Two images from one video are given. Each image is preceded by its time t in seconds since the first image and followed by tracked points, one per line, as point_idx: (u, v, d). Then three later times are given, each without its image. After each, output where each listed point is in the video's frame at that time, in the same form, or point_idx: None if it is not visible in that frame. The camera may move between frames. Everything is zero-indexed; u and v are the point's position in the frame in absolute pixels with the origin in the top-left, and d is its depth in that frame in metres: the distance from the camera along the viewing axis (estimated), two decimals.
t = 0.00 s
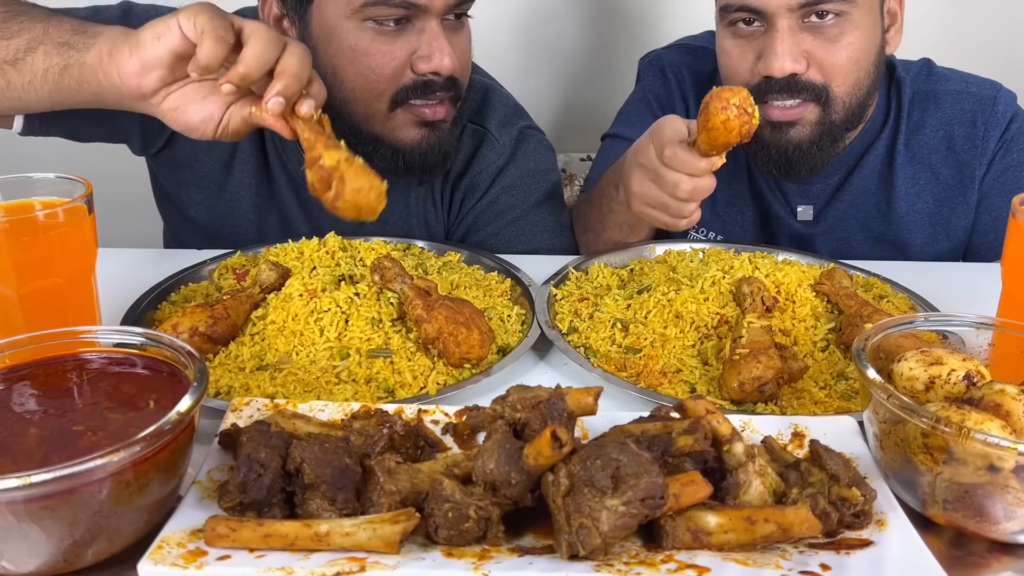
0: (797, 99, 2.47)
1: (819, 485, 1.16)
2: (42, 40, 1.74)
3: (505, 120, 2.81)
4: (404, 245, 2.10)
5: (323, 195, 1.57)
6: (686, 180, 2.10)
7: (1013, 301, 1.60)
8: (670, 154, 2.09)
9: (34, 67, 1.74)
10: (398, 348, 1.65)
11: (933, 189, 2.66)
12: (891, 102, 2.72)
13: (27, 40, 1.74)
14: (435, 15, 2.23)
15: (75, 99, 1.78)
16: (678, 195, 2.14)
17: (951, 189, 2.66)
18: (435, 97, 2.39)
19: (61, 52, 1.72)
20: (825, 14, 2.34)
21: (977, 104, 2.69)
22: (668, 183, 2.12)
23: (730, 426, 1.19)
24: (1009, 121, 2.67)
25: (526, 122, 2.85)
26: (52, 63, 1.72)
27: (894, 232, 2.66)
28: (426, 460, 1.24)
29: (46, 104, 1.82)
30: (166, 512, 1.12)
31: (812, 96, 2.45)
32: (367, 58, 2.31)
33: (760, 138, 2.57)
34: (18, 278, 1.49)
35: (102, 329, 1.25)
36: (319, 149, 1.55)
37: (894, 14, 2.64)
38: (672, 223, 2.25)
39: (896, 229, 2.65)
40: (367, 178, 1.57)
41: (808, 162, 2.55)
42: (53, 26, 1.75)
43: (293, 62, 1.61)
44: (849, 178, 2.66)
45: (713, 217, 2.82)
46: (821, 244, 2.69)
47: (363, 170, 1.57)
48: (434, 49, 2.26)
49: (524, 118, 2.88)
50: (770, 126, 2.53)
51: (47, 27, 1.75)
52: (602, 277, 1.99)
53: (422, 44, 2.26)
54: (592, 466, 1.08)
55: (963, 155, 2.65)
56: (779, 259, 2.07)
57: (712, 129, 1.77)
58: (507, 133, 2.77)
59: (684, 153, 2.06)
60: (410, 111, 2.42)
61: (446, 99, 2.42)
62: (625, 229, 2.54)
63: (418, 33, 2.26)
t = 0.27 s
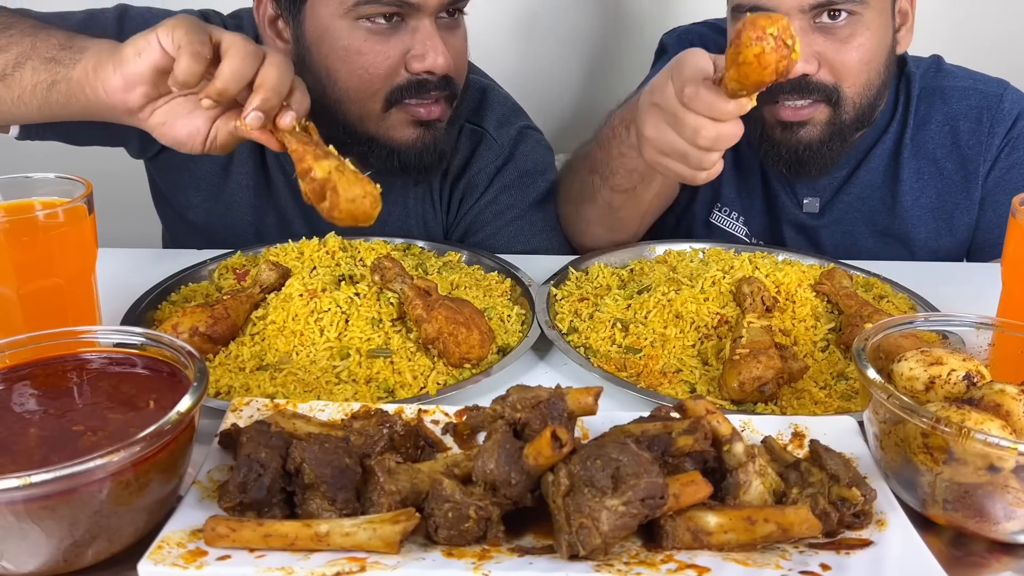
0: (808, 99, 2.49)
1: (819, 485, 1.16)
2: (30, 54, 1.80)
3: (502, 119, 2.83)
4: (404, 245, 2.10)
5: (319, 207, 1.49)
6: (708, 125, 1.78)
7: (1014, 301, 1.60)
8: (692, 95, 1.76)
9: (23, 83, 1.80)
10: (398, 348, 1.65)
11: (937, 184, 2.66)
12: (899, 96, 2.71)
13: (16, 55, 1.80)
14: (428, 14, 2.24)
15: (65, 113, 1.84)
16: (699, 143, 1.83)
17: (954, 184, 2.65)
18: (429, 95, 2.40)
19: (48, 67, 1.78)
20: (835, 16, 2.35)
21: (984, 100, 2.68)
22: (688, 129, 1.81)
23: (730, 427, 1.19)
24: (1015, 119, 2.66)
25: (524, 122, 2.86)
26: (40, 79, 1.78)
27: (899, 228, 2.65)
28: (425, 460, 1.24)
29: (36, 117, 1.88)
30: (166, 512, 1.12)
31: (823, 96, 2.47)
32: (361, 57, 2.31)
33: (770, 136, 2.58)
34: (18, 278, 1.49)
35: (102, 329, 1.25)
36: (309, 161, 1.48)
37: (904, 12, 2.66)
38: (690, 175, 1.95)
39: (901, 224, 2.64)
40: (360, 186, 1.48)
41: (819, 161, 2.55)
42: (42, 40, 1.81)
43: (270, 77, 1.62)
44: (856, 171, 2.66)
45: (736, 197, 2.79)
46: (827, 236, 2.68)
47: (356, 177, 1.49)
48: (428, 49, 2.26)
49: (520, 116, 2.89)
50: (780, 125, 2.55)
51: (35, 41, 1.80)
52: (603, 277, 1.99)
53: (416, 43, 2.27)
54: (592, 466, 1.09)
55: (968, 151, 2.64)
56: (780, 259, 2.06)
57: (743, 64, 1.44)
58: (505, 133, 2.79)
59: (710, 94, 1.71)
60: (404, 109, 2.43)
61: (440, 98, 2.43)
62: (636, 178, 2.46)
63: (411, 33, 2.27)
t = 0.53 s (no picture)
0: (807, 95, 2.49)
1: (819, 485, 1.15)
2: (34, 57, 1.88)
3: (498, 113, 2.83)
4: (403, 245, 2.10)
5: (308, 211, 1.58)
6: (701, 95, 1.63)
7: (1013, 301, 1.60)
8: (682, 59, 1.62)
9: (28, 85, 1.88)
10: (398, 348, 1.65)
11: (939, 185, 2.65)
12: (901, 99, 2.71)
13: (20, 59, 1.89)
14: None
15: (70, 112, 1.92)
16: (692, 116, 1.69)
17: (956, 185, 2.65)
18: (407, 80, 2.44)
19: (53, 69, 1.86)
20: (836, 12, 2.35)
21: (986, 101, 2.67)
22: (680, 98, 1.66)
23: (731, 426, 1.19)
24: (1016, 119, 2.66)
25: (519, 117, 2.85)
26: (45, 80, 1.86)
27: (901, 229, 2.65)
28: (425, 460, 1.24)
29: (40, 118, 1.96)
30: (166, 512, 1.12)
31: (822, 92, 2.48)
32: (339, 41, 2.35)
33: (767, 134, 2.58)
34: (18, 278, 1.49)
35: (102, 329, 1.25)
36: (302, 168, 1.57)
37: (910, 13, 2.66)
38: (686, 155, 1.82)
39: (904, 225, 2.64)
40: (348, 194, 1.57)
41: (816, 158, 2.55)
42: (45, 44, 1.89)
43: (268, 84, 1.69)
44: (859, 174, 2.67)
45: (742, 203, 2.77)
46: (830, 238, 2.68)
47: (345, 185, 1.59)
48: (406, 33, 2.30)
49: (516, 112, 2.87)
50: (778, 121, 2.55)
51: (38, 44, 1.88)
52: (603, 277, 1.99)
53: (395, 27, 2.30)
54: (592, 466, 1.08)
55: (969, 151, 2.64)
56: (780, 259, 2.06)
57: (736, 15, 1.31)
58: (501, 128, 2.80)
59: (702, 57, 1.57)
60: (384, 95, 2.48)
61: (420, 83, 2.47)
62: (621, 156, 2.28)
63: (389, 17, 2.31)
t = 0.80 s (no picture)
0: (789, 94, 2.49)
1: (819, 486, 1.15)
2: (33, 73, 1.88)
3: (476, 75, 2.95)
4: (404, 245, 2.10)
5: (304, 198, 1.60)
6: (555, 170, 1.61)
7: (1014, 300, 1.60)
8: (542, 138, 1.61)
9: (30, 99, 1.88)
10: (398, 348, 1.65)
11: (942, 182, 2.66)
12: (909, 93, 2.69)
13: (19, 75, 1.89)
14: None
15: (71, 122, 1.94)
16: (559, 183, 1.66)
17: (960, 182, 2.65)
18: (373, 57, 2.41)
19: (53, 80, 1.87)
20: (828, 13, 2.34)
21: (992, 98, 2.66)
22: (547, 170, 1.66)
23: (731, 427, 1.19)
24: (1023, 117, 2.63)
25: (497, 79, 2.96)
26: (46, 93, 1.88)
27: (902, 225, 2.66)
28: (426, 460, 1.24)
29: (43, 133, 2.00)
30: (166, 512, 1.12)
31: (804, 92, 2.47)
32: (305, 20, 2.32)
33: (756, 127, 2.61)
34: (18, 278, 1.49)
35: (102, 329, 1.25)
36: (296, 157, 1.60)
37: (920, 18, 2.62)
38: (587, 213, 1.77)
39: (905, 222, 2.65)
40: (342, 179, 1.59)
41: (796, 156, 2.56)
42: (41, 58, 1.90)
43: (258, 76, 1.73)
44: (859, 171, 2.66)
45: (734, 195, 2.81)
46: (831, 234, 2.70)
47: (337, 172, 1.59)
48: (370, 11, 2.29)
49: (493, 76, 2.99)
50: (765, 116, 2.56)
51: (36, 59, 1.89)
52: (603, 277, 1.99)
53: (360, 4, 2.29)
54: (592, 466, 1.08)
55: (974, 149, 2.63)
56: (780, 259, 2.06)
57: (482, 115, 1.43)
58: (482, 87, 2.90)
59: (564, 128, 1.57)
60: (353, 72, 2.43)
61: (388, 60, 2.44)
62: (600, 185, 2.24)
63: None
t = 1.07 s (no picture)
0: (784, 84, 2.51)
1: (819, 486, 1.15)
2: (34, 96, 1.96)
3: (466, 61, 2.94)
4: (404, 245, 2.10)
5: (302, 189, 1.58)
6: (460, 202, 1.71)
7: (1014, 300, 1.60)
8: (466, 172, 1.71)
9: (33, 122, 1.97)
10: (398, 348, 1.65)
11: (944, 180, 2.66)
12: (912, 92, 2.70)
13: (20, 100, 1.98)
14: None
15: (75, 139, 2.00)
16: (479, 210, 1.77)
17: (961, 180, 2.65)
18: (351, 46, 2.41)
19: (53, 101, 1.94)
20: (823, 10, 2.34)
21: (994, 98, 2.66)
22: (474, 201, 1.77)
23: (730, 427, 1.19)
24: None
25: (488, 67, 2.94)
26: (48, 114, 1.95)
27: (903, 223, 2.65)
28: (426, 460, 1.24)
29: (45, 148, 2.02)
30: (167, 513, 1.12)
31: (798, 83, 2.49)
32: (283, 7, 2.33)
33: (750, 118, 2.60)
34: (18, 278, 1.49)
35: (102, 329, 1.25)
36: (290, 150, 1.58)
37: (921, 17, 2.61)
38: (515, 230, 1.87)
39: (905, 219, 2.65)
40: (337, 167, 1.57)
41: (787, 146, 2.54)
42: (39, 81, 1.98)
43: (245, 75, 1.71)
44: (860, 169, 2.66)
45: (729, 196, 2.85)
46: (833, 232, 2.70)
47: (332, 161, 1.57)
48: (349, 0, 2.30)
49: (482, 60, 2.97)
50: (760, 105, 2.57)
51: (33, 83, 1.98)
52: (603, 277, 1.99)
53: None
54: (592, 466, 1.08)
55: (975, 148, 2.63)
56: (780, 259, 2.06)
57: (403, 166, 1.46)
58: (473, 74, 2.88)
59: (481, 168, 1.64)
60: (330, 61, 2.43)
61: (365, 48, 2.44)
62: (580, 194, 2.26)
63: None
